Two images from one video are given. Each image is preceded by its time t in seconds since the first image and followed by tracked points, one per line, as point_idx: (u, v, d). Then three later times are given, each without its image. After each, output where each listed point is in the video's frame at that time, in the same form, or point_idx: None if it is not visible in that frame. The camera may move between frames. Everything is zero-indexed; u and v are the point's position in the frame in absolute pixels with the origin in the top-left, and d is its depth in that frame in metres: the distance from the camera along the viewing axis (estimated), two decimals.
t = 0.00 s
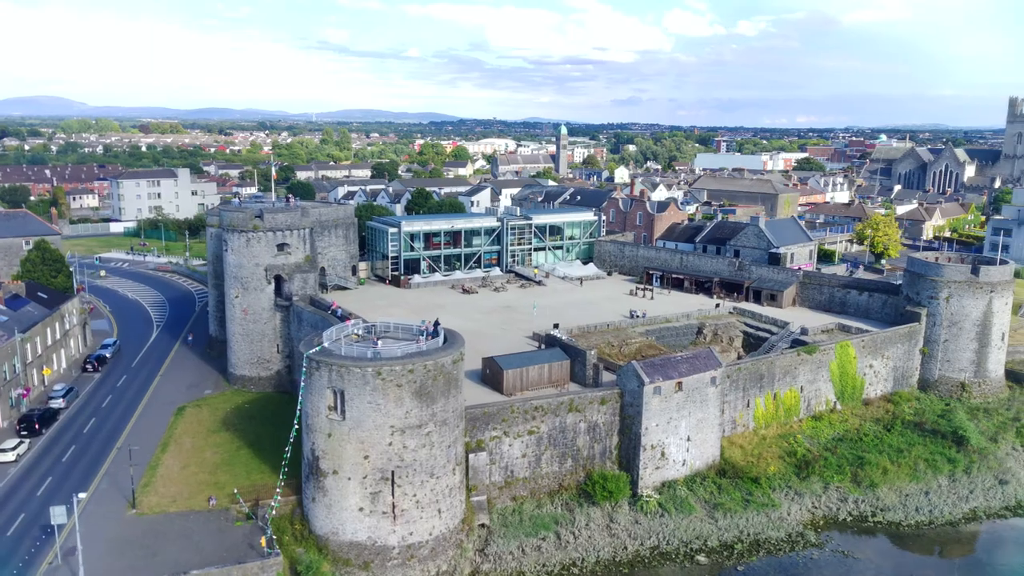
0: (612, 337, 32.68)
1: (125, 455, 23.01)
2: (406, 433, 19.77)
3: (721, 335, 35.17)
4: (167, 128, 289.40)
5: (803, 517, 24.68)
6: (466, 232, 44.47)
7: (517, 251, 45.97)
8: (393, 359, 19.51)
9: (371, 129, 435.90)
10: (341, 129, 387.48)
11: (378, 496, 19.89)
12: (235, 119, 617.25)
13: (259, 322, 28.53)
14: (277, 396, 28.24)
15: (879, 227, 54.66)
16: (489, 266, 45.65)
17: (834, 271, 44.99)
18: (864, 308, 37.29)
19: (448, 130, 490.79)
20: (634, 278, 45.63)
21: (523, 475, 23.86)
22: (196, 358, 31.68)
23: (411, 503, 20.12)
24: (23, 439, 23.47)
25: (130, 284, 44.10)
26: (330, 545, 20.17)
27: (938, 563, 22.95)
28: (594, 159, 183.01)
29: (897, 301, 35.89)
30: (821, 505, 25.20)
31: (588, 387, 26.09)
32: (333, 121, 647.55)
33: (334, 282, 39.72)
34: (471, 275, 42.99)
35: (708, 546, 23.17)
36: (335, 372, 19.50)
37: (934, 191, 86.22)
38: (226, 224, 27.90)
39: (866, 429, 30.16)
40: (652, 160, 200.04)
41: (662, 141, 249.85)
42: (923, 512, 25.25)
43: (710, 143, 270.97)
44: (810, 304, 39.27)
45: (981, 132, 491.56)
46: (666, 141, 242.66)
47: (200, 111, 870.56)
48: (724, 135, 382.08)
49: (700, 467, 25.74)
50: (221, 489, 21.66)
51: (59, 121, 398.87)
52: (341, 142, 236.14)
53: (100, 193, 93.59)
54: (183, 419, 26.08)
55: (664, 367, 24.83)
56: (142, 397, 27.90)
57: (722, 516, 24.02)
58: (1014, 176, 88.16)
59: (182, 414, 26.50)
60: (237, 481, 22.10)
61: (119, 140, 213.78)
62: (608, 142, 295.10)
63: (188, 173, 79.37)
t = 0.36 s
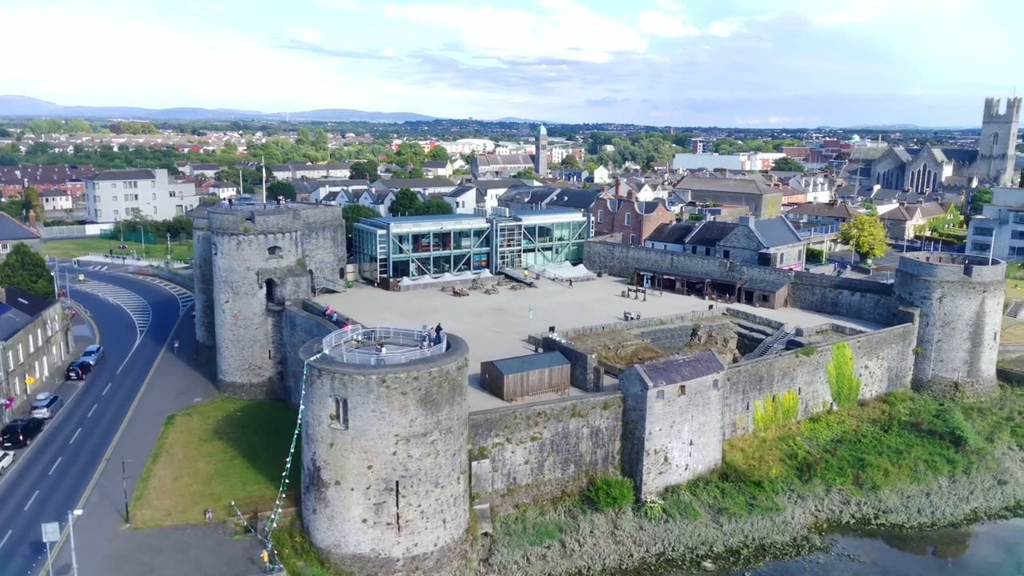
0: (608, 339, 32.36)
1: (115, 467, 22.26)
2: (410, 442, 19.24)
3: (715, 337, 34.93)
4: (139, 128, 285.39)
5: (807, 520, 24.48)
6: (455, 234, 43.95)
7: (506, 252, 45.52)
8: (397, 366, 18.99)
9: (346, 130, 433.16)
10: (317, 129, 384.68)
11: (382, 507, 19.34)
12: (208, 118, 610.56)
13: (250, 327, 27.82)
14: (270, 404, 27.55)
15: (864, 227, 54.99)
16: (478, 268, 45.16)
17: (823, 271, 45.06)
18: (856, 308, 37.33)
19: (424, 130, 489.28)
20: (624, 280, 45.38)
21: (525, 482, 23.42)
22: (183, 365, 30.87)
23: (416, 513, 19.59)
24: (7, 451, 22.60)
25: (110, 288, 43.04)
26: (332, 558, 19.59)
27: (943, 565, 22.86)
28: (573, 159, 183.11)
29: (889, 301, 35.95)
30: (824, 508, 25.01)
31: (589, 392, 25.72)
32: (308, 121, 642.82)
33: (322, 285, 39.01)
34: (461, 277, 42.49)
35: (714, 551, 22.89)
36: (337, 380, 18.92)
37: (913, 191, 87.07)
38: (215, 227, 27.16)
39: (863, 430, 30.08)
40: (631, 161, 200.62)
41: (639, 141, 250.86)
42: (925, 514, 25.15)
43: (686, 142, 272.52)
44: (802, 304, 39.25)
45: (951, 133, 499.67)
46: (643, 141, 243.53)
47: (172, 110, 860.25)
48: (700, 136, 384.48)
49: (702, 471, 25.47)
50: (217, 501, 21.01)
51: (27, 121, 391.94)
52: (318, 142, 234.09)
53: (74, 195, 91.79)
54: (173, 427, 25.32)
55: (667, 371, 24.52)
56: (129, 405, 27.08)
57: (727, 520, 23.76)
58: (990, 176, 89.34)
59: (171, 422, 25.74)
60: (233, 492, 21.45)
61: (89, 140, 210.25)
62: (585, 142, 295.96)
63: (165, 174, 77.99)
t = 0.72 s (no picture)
0: (601, 342, 32.02)
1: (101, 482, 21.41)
2: (414, 452, 18.67)
3: (706, 338, 34.46)
4: (103, 128, 280.07)
5: (808, 523, 24.30)
6: (440, 236, 43.34)
7: (492, 254, 45.00)
8: (400, 375, 18.39)
9: (316, 130, 429.21)
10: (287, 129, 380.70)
11: (385, 520, 18.74)
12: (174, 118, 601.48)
13: (237, 334, 26.99)
14: (258, 413, 26.76)
15: (845, 227, 55.48)
16: (464, 270, 44.60)
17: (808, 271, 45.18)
18: (845, 309, 37.42)
19: (395, 130, 486.36)
20: (610, 281, 45.09)
21: (526, 490, 22.96)
22: (166, 373, 29.94)
23: (420, 526, 19.03)
24: None
25: (84, 293, 41.77)
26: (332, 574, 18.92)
27: (946, 566, 22.81)
28: (547, 159, 183.08)
29: (877, 301, 36.09)
30: (825, 511, 24.86)
31: (587, 397, 25.29)
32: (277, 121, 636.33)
33: (306, 288, 38.16)
34: (447, 279, 41.91)
35: (718, 558, 22.58)
36: (338, 390, 18.26)
37: (887, 191, 88.23)
38: (201, 230, 26.29)
39: (857, 431, 30.06)
40: (605, 161, 201.19)
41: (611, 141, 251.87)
42: (924, 515, 25.10)
43: (658, 143, 273.90)
44: (790, 305, 39.27)
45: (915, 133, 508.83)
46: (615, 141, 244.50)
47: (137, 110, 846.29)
48: (671, 136, 387.12)
49: (702, 476, 25.22)
50: (211, 516, 20.25)
51: None
52: (289, 142, 231.61)
53: (40, 197, 89.54)
54: (159, 439, 24.45)
55: (668, 375, 24.19)
56: (111, 416, 26.12)
57: (730, 526, 23.48)
58: (961, 176, 90.75)
59: (157, 433, 24.87)
60: (226, 507, 20.70)
61: (53, 140, 205.88)
62: (557, 143, 296.54)
63: (136, 175, 76.36)
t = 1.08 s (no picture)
0: (593, 341, 31.76)
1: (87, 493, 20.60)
2: (417, 459, 18.16)
3: (697, 337, 34.54)
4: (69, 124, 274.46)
5: (808, 523, 24.17)
6: (425, 234, 42.75)
7: (478, 253, 44.49)
8: (403, 379, 17.87)
9: (287, 126, 424.73)
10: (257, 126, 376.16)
11: (387, 529, 18.22)
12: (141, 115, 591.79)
13: (225, 337, 26.22)
14: (247, 418, 26.02)
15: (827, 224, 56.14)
16: (450, 269, 44.07)
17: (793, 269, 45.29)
18: (833, 306, 37.54)
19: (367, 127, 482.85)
20: (597, 279, 44.82)
21: (526, 494, 22.55)
22: (149, 378, 29.06)
23: (423, 534, 18.54)
24: None
25: (59, 295, 40.54)
26: None
27: (945, 561, 22.82)
28: (522, 157, 182.77)
29: (865, 299, 36.28)
30: (824, 510, 24.75)
31: (586, 399, 24.91)
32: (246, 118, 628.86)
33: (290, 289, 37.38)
34: (433, 279, 41.35)
35: (721, 559, 22.32)
36: (339, 396, 17.70)
37: (862, 188, 89.19)
38: (186, 231, 25.49)
39: (851, 428, 30.06)
40: (580, 158, 201.35)
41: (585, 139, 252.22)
42: (922, 513, 25.10)
43: (632, 140, 274.63)
44: (778, 303, 39.31)
45: (882, 130, 516.60)
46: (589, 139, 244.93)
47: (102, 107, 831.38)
48: (644, 133, 388.81)
49: (701, 476, 25.01)
50: (204, 527, 19.56)
51: None
52: (260, 139, 228.70)
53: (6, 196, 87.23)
54: (145, 446, 23.65)
55: (668, 375, 23.90)
56: (94, 422, 25.23)
57: (732, 527, 23.27)
58: (935, 173, 91.97)
59: (143, 440, 24.06)
60: (220, 517, 20.02)
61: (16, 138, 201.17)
62: (531, 140, 296.33)
63: (108, 174, 74.69)
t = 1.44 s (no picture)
0: (585, 338, 31.47)
1: (72, 503, 19.76)
2: (421, 463, 17.64)
3: (686, 333, 34.06)
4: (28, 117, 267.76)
5: (808, 519, 24.06)
6: (409, 230, 42.09)
7: (462, 249, 43.87)
8: (407, 382, 17.33)
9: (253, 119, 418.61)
10: (223, 119, 370.02)
11: (391, 536, 17.69)
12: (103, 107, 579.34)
13: (210, 338, 25.38)
14: (235, 422, 25.25)
15: (806, 217, 56.25)
16: (433, 265, 43.45)
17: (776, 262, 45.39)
18: (819, 300, 37.66)
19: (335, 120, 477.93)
20: (582, 274, 44.49)
21: (527, 496, 22.13)
22: (130, 380, 28.10)
23: (427, 540, 18.04)
24: None
25: (30, 294, 39.20)
26: None
27: (943, 554, 22.87)
28: (496, 150, 182.02)
29: (852, 292, 36.45)
30: (822, 506, 24.68)
31: (583, 397, 24.52)
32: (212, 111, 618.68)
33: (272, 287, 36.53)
34: (417, 275, 40.72)
35: (723, 558, 22.10)
36: (340, 400, 17.11)
37: (836, 181, 90.06)
38: (169, 228, 24.57)
39: (843, 422, 30.09)
40: (552, 152, 201.10)
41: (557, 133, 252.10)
42: (918, 507, 25.14)
43: (603, 133, 274.82)
44: (764, 297, 39.35)
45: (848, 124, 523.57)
46: (561, 132, 244.80)
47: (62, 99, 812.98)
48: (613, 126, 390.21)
49: (700, 474, 24.80)
50: (198, 537, 18.84)
51: None
52: (227, 132, 225.36)
53: None
54: (130, 452, 22.79)
55: (667, 372, 23.61)
56: (74, 427, 24.29)
57: (733, 525, 23.08)
58: (906, 166, 93.23)
59: (127, 446, 23.19)
60: (214, 526, 19.30)
61: None
62: (502, 134, 295.34)
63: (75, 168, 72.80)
